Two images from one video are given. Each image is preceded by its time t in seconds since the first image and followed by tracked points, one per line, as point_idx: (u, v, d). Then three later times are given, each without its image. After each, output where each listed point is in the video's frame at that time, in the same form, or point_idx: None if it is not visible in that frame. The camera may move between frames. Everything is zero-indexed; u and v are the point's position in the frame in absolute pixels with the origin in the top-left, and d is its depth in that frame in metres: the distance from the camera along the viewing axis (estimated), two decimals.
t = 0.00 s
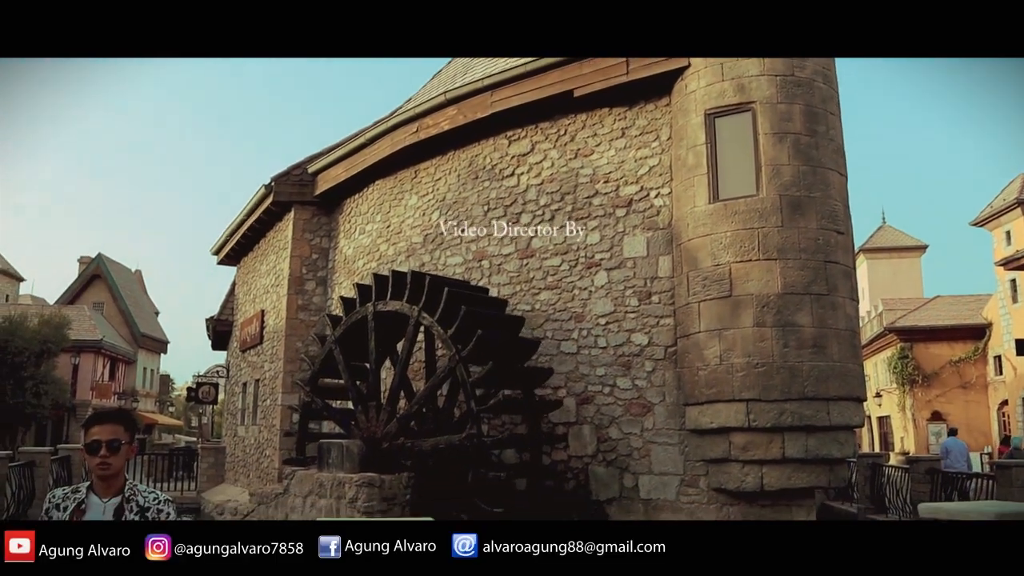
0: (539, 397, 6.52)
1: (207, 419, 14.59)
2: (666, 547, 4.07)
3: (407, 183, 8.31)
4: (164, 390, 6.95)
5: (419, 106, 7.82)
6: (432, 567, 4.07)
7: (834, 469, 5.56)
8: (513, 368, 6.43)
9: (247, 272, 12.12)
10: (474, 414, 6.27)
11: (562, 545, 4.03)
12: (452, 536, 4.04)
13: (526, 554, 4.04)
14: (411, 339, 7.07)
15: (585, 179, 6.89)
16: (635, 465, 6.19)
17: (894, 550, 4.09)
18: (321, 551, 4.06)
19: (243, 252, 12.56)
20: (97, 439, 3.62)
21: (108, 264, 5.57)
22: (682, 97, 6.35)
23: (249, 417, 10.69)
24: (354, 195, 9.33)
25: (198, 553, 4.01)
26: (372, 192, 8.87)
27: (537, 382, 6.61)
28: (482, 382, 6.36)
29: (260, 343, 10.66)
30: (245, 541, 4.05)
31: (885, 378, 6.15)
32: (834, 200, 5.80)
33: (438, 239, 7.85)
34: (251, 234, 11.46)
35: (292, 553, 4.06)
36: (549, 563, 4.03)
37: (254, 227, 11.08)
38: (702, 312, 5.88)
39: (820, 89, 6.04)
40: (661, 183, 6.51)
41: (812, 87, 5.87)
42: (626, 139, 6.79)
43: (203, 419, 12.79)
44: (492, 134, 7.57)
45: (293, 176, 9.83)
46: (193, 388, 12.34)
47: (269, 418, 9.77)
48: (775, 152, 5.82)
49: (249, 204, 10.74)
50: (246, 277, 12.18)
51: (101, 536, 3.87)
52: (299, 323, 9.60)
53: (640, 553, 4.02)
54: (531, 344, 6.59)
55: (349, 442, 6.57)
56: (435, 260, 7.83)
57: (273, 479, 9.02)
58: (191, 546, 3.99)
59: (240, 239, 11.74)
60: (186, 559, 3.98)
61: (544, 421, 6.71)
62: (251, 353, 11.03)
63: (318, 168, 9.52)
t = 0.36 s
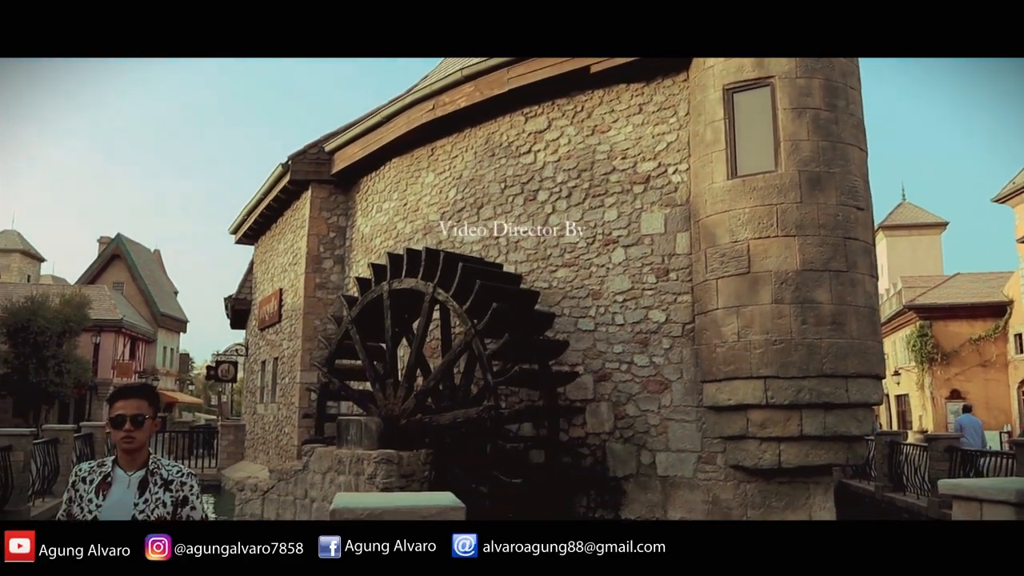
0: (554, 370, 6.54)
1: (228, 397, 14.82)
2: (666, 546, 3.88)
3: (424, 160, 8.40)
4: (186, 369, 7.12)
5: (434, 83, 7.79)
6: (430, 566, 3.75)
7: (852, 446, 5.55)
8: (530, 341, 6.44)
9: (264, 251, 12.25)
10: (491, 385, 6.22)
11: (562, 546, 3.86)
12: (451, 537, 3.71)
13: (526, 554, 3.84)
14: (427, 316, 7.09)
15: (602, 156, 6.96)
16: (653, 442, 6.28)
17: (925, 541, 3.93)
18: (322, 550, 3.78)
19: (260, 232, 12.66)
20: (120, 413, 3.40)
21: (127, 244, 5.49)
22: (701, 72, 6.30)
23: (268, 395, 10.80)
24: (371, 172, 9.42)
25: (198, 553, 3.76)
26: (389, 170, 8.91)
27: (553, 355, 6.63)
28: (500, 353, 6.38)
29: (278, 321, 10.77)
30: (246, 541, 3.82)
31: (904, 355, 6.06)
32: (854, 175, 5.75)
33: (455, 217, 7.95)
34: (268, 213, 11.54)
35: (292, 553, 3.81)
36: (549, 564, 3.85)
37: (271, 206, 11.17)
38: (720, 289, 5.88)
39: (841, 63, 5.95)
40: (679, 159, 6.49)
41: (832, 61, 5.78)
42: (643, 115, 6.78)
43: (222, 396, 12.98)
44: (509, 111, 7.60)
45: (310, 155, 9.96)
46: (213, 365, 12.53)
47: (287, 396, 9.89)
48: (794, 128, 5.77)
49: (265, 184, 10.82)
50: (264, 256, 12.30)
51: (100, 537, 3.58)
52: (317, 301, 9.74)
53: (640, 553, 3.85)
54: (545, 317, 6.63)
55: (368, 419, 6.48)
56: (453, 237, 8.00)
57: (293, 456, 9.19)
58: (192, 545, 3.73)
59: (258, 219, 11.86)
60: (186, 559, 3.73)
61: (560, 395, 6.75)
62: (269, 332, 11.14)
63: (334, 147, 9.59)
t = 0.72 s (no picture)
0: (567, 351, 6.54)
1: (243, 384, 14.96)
2: (666, 547, 3.92)
3: (437, 148, 8.47)
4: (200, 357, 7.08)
5: (446, 70, 7.83)
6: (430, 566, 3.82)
7: (868, 433, 5.52)
8: (542, 323, 6.46)
9: (278, 240, 12.32)
10: (505, 368, 6.27)
11: (563, 544, 3.91)
12: (450, 537, 3.80)
13: (526, 554, 3.88)
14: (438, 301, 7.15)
15: (615, 142, 6.96)
16: (667, 428, 6.30)
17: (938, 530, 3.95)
18: (321, 550, 3.87)
19: (274, 220, 12.72)
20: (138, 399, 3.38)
21: (143, 233, 5.54)
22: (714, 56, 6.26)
23: (282, 382, 10.87)
24: (383, 160, 9.49)
25: (198, 553, 3.79)
26: (402, 157, 9.01)
27: (564, 337, 6.65)
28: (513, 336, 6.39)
29: (292, 309, 10.82)
30: (245, 541, 3.86)
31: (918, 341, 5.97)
32: (869, 159, 5.71)
33: (468, 204, 8.04)
34: (282, 201, 11.59)
35: (292, 553, 3.88)
36: (549, 563, 3.91)
37: (284, 195, 11.23)
38: (734, 276, 5.89)
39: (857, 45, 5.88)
40: (692, 145, 6.47)
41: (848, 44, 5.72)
42: (657, 101, 6.76)
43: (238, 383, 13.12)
44: (522, 97, 7.62)
45: (323, 142, 10.00)
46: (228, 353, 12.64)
47: (302, 383, 9.97)
48: (809, 113, 5.72)
49: (278, 172, 10.87)
50: (278, 244, 12.38)
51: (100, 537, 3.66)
52: (331, 289, 9.81)
53: (640, 553, 3.90)
54: (556, 300, 6.68)
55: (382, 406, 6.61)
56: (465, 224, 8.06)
57: (309, 443, 9.29)
58: (191, 546, 3.75)
59: (272, 207, 11.92)
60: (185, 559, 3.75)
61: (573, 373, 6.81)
62: (283, 320, 11.20)
63: (347, 134, 9.66)
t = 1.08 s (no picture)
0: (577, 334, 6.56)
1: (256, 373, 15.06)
2: (666, 547, 3.83)
3: (447, 137, 8.50)
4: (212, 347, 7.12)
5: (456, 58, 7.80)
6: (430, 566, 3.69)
7: (880, 421, 5.50)
8: (554, 308, 6.44)
9: (290, 229, 12.37)
10: (516, 351, 6.31)
11: (562, 544, 3.78)
12: (450, 537, 3.65)
13: (526, 554, 3.77)
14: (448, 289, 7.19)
15: (627, 129, 6.94)
16: (678, 416, 6.30)
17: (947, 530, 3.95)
18: (321, 550, 3.77)
19: (285, 209, 12.75)
20: (153, 388, 3.27)
21: (155, 223, 5.55)
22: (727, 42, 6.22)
23: (294, 371, 10.92)
24: (394, 149, 9.53)
25: (198, 553, 3.65)
26: (413, 146, 9.05)
27: (573, 320, 6.63)
28: (524, 320, 6.45)
29: (304, 298, 10.86)
30: (245, 541, 3.73)
31: (931, 331, 5.86)
32: (882, 146, 5.68)
33: (479, 192, 8.04)
34: (292, 190, 11.62)
35: (291, 552, 3.77)
36: (548, 563, 3.79)
37: (296, 184, 11.27)
38: (747, 263, 5.87)
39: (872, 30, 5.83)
40: (704, 132, 6.44)
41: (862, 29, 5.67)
42: (668, 88, 6.73)
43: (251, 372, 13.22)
44: (532, 85, 7.61)
45: (333, 132, 10.02)
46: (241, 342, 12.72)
47: (314, 372, 10.02)
48: (822, 99, 5.69)
49: (289, 162, 10.89)
50: (289, 233, 12.43)
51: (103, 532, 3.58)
52: (342, 278, 9.85)
53: (640, 552, 3.80)
54: (566, 287, 6.72)
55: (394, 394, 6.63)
56: (477, 213, 8.04)
57: (321, 431, 9.35)
58: (191, 546, 3.60)
59: (283, 197, 11.97)
60: (185, 559, 3.62)
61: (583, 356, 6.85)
62: (295, 309, 11.25)
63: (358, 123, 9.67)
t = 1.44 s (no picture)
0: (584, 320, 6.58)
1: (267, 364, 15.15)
2: (666, 547, 3.55)
3: (455, 127, 8.51)
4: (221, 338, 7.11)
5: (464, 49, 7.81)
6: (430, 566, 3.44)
7: (889, 410, 5.51)
8: (562, 294, 6.45)
9: (299, 221, 12.41)
10: (524, 338, 6.36)
11: (562, 543, 3.51)
12: (450, 537, 3.44)
13: (525, 554, 3.48)
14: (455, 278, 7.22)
15: (635, 119, 6.92)
16: (687, 406, 6.30)
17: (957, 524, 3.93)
18: (322, 550, 3.47)
19: (293, 201, 12.77)
20: (167, 377, 3.10)
21: (163, 216, 5.56)
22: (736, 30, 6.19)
23: (303, 363, 10.97)
24: (402, 140, 9.54)
25: (198, 552, 3.33)
26: (421, 137, 9.07)
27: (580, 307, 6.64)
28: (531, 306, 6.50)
29: (313, 289, 10.89)
30: (245, 540, 3.42)
31: (940, 321, 5.77)
32: (892, 135, 5.66)
33: (488, 182, 8.06)
34: (300, 181, 11.64)
35: (292, 552, 3.48)
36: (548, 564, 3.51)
37: (304, 176, 11.30)
38: (756, 253, 5.87)
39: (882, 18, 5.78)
40: (712, 121, 6.42)
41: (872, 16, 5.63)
42: (676, 77, 6.70)
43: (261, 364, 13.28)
44: (540, 75, 7.59)
45: (341, 123, 10.03)
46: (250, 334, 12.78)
47: (323, 363, 10.06)
48: (831, 87, 5.66)
49: (297, 153, 10.90)
50: (298, 225, 12.47)
51: (103, 530, 3.33)
52: (351, 270, 9.87)
53: (640, 553, 3.52)
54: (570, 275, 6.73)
55: (404, 385, 6.67)
56: (485, 203, 8.08)
57: (331, 422, 9.40)
58: (191, 546, 3.28)
59: (291, 189, 11.99)
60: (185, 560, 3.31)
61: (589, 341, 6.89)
62: (304, 301, 11.29)
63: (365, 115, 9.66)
